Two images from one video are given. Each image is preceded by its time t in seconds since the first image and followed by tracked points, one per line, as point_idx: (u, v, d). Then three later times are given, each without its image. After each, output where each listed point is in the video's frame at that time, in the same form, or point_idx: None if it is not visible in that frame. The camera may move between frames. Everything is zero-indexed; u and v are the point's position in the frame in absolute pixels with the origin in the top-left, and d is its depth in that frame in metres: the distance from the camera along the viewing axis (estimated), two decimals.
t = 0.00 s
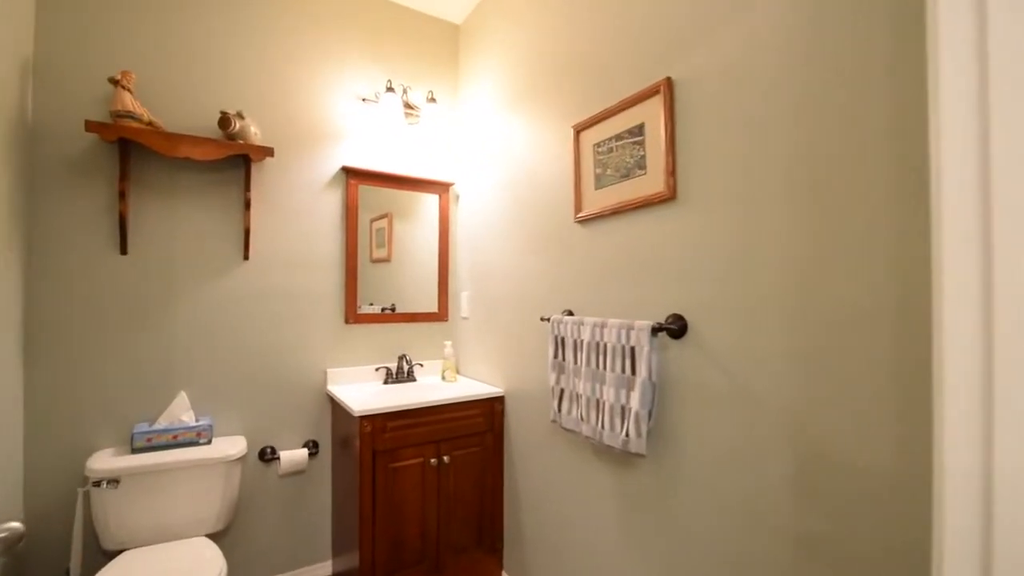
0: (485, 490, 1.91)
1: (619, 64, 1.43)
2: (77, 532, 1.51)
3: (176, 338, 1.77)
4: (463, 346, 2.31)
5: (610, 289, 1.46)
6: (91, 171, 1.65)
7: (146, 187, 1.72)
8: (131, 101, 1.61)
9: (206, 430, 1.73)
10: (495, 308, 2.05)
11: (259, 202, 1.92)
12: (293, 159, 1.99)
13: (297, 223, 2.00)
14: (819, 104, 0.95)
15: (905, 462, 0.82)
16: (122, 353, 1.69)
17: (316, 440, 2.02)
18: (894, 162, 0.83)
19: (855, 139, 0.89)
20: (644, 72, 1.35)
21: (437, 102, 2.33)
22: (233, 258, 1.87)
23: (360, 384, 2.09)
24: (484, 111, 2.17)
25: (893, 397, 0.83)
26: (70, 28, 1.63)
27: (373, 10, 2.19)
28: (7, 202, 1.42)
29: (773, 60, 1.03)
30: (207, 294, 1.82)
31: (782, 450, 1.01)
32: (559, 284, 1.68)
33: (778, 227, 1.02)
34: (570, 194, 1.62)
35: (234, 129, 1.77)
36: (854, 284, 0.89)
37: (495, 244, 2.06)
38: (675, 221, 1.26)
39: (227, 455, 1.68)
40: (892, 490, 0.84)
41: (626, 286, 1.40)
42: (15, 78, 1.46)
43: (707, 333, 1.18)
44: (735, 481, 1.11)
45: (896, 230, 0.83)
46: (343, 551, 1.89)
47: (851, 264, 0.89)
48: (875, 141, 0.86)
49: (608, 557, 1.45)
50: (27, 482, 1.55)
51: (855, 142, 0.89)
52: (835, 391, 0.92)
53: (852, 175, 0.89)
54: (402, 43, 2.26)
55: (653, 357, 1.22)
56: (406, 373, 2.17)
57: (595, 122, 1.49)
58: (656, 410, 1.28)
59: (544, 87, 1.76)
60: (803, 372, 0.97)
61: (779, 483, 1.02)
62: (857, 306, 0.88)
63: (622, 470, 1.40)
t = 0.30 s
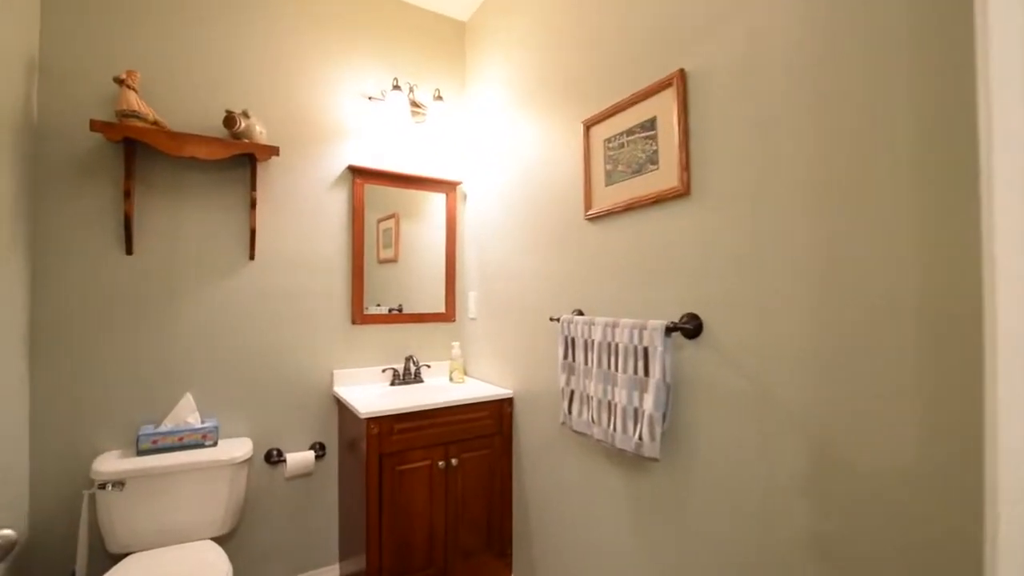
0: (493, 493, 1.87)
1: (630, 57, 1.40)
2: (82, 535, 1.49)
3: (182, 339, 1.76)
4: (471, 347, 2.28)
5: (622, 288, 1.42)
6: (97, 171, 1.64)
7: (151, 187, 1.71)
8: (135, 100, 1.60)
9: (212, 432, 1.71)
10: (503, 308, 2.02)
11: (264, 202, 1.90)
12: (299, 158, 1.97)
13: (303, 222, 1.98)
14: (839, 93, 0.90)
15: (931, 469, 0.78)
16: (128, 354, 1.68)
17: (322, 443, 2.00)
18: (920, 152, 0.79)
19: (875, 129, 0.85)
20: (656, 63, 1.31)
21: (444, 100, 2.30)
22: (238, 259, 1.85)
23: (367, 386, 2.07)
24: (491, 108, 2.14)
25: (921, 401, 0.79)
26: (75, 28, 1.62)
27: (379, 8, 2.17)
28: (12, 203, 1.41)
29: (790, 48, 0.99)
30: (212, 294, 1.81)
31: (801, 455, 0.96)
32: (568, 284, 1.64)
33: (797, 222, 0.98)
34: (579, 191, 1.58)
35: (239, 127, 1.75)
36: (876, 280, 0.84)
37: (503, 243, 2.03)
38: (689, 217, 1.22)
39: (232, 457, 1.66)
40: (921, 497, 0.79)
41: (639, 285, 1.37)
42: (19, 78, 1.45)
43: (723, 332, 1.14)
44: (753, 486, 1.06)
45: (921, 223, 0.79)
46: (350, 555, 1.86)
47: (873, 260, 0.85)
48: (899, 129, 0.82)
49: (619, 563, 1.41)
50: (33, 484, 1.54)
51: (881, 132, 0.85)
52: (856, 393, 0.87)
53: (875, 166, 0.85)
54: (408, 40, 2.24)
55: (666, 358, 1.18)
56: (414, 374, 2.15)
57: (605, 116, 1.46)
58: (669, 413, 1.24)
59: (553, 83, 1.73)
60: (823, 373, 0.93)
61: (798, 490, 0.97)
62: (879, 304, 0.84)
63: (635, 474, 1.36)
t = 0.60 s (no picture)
0: (500, 496, 1.85)
1: (638, 51, 1.37)
2: (87, 537, 1.49)
3: (186, 340, 1.75)
4: (477, 348, 2.26)
5: (630, 287, 1.40)
6: (101, 172, 1.64)
7: (156, 188, 1.70)
8: (139, 101, 1.59)
9: (217, 434, 1.70)
10: (509, 308, 2.00)
11: (269, 202, 1.89)
12: (303, 158, 1.96)
13: (308, 222, 1.97)
14: (866, 83, 0.88)
15: (970, 471, 0.75)
16: (133, 355, 1.67)
17: (328, 444, 1.99)
18: (957, 144, 0.77)
19: (906, 119, 0.82)
20: (665, 56, 1.29)
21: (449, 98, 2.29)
22: (243, 259, 1.84)
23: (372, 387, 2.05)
24: (497, 106, 2.11)
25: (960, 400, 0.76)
26: (80, 28, 1.61)
27: (383, 6, 2.16)
28: (16, 203, 1.41)
29: (810, 38, 0.96)
30: (217, 295, 1.80)
31: (825, 458, 0.93)
32: (575, 282, 1.61)
33: (819, 217, 0.95)
34: (586, 188, 1.56)
35: (243, 127, 1.74)
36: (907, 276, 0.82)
37: (509, 242, 2.01)
38: (700, 212, 1.19)
39: (237, 459, 1.65)
40: (958, 500, 0.77)
41: (648, 283, 1.34)
42: (23, 79, 1.45)
43: (737, 331, 1.10)
44: (770, 490, 1.03)
45: (959, 217, 0.76)
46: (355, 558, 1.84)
47: (905, 255, 0.82)
48: (933, 120, 0.79)
49: (630, 568, 1.38)
50: (37, 486, 1.54)
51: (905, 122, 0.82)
52: (887, 393, 0.85)
53: (906, 159, 0.82)
54: (413, 39, 2.22)
55: (677, 357, 1.15)
56: (419, 375, 2.13)
57: (613, 111, 1.43)
58: (681, 414, 1.21)
59: (559, 78, 1.70)
60: (850, 372, 0.90)
61: (822, 493, 0.94)
62: (912, 301, 0.81)
63: (645, 477, 1.33)
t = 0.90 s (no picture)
0: (503, 497, 1.83)
1: (640, 44, 1.35)
2: (87, 539, 1.47)
3: (186, 340, 1.74)
4: (479, 347, 2.24)
5: (634, 284, 1.37)
6: (99, 172, 1.62)
7: (154, 187, 1.69)
8: (137, 99, 1.58)
9: (217, 435, 1.69)
10: (511, 306, 1.98)
11: (269, 201, 1.87)
12: (303, 156, 1.94)
13: (307, 222, 1.95)
14: (876, 72, 0.86)
15: (989, 469, 0.73)
16: (132, 355, 1.66)
17: (329, 445, 1.97)
18: (969, 132, 0.75)
19: (919, 108, 0.80)
20: (668, 48, 1.26)
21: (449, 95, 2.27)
22: (242, 259, 1.83)
23: (373, 387, 2.04)
24: (498, 103, 2.10)
25: (977, 396, 0.74)
26: (77, 26, 1.60)
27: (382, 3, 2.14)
28: (14, 203, 1.39)
29: (817, 27, 0.94)
30: (217, 295, 1.78)
31: (834, 456, 0.91)
32: (578, 280, 1.59)
33: (826, 210, 0.93)
34: (588, 184, 1.53)
35: (242, 126, 1.73)
36: (922, 269, 0.80)
37: (510, 240, 1.99)
38: (704, 207, 1.17)
39: (238, 460, 1.63)
40: (976, 500, 0.75)
41: (652, 280, 1.31)
42: (20, 77, 1.44)
43: (743, 328, 1.08)
44: (777, 489, 1.01)
45: (973, 208, 0.74)
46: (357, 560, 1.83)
47: (918, 247, 0.80)
48: (948, 109, 0.77)
49: (634, 569, 1.36)
50: (37, 488, 1.52)
51: (917, 111, 0.81)
52: (900, 390, 0.82)
53: (919, 149, 0.80)
54: (413, 36, 2.20)
55: (682, 355, 1.13)
56: (421, 375, 2.11)
57: (615, 105, 1.41)
58: (686, 413, 1.19)
59: (560, 73, 1.68)
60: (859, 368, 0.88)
61: (831, 493, 0.92)
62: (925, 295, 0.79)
63: (650, 477, 1.31)
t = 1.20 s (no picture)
0: (503, 497, 1.82)
1: (640, 39, 1.34)
2: (84, 541, 1.46)
3: (184, 340, 1.72)
4: (479, 346, 2.23)
5: (634, 282, 1.36)
6: (95, 171, 1.61)
7: (150, 186, 1.68)
8: (133, 97, 1.56)
9: (215, 435, 1.67)
10: (511, 304, 1.96)
11: (266, 200, 1.86)
12: (300, 155, 1.93)
13: (305, 221, 1.94)
14: (880, 63, 0.84)
15: (996, 468, 0.72)
16: (130, 356, 1.65)
17: (329, 445, 1.96)
18: (974, 124, 0.73)
19: (923, 101, 0.79)
20: (667, 43, 1.25)
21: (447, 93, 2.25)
22: (240, 258, 1.81)
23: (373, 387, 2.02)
24: (497, 101, 2.08)
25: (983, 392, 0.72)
26: (72, 24, 1.59)
27: None
28: (10, 203, 1.38)
29: (819, 18, 0.92)
30: (214, 295, 1.77)
31: (838, 454, 0.89)
32: (578, 278, 1.58)
33: (828, 205, 0.91)
34: (588, 181, 1.52)
35: (238, 124, 1.72)
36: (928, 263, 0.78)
37: (510, 238, 1.97)
38: (705, 203, 1.15)
39: (236, 461, 1.62)
40: (982, 499, 0.73)
41: (653, 277, 1.30)
42: (14, 76, 1.43)
43: (745, 325, 1.07)
44: (779, 489, 0.99)
45: (977, 201, 0.73)
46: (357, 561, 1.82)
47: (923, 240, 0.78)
48: (954, 99, 0.75)
49: (636, 569, 1.35)
50: (34, 490, 1.51)
51: (921, 103, 0.79)
52: (905, 386, 0.81)
53: (924, 141, 0.78)
54: (411, 33, 2.19)
55: (684, 353, 1.11)
56: (420, 374, 2.10)
57: (614, 101, 1.39)
58: (687, 412, 1.18)
59: (560, 69, 1.67)
60: (861, 364, 0.86)
61: (835, 492, 0.90)
62: (932, 289, 0.77)
63: (651, 476, 1.30)
